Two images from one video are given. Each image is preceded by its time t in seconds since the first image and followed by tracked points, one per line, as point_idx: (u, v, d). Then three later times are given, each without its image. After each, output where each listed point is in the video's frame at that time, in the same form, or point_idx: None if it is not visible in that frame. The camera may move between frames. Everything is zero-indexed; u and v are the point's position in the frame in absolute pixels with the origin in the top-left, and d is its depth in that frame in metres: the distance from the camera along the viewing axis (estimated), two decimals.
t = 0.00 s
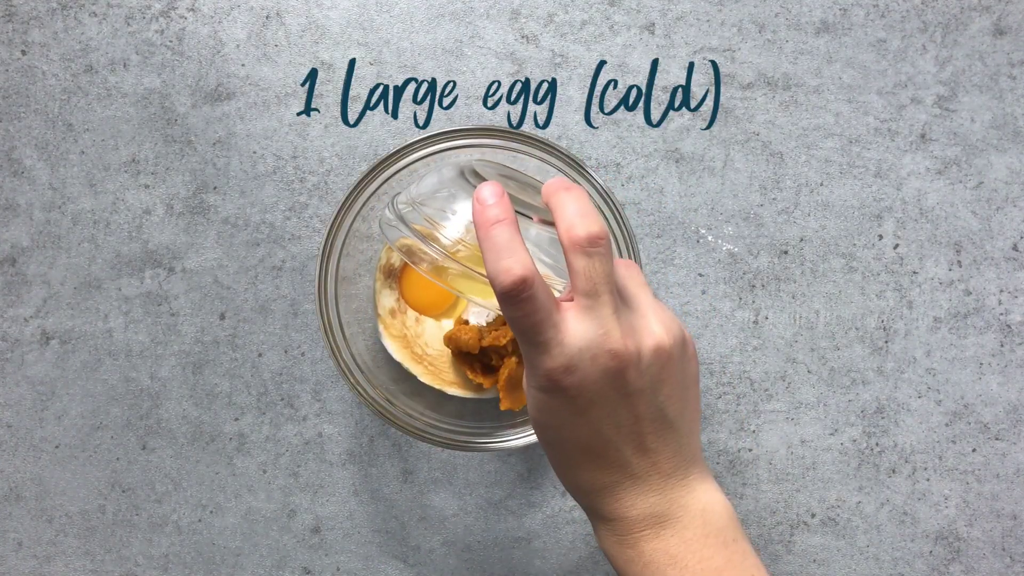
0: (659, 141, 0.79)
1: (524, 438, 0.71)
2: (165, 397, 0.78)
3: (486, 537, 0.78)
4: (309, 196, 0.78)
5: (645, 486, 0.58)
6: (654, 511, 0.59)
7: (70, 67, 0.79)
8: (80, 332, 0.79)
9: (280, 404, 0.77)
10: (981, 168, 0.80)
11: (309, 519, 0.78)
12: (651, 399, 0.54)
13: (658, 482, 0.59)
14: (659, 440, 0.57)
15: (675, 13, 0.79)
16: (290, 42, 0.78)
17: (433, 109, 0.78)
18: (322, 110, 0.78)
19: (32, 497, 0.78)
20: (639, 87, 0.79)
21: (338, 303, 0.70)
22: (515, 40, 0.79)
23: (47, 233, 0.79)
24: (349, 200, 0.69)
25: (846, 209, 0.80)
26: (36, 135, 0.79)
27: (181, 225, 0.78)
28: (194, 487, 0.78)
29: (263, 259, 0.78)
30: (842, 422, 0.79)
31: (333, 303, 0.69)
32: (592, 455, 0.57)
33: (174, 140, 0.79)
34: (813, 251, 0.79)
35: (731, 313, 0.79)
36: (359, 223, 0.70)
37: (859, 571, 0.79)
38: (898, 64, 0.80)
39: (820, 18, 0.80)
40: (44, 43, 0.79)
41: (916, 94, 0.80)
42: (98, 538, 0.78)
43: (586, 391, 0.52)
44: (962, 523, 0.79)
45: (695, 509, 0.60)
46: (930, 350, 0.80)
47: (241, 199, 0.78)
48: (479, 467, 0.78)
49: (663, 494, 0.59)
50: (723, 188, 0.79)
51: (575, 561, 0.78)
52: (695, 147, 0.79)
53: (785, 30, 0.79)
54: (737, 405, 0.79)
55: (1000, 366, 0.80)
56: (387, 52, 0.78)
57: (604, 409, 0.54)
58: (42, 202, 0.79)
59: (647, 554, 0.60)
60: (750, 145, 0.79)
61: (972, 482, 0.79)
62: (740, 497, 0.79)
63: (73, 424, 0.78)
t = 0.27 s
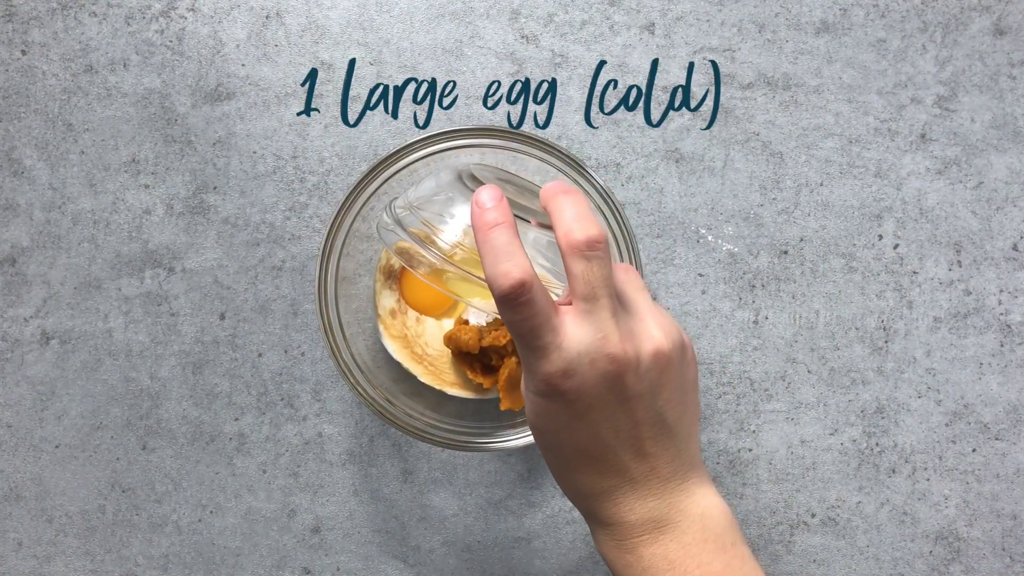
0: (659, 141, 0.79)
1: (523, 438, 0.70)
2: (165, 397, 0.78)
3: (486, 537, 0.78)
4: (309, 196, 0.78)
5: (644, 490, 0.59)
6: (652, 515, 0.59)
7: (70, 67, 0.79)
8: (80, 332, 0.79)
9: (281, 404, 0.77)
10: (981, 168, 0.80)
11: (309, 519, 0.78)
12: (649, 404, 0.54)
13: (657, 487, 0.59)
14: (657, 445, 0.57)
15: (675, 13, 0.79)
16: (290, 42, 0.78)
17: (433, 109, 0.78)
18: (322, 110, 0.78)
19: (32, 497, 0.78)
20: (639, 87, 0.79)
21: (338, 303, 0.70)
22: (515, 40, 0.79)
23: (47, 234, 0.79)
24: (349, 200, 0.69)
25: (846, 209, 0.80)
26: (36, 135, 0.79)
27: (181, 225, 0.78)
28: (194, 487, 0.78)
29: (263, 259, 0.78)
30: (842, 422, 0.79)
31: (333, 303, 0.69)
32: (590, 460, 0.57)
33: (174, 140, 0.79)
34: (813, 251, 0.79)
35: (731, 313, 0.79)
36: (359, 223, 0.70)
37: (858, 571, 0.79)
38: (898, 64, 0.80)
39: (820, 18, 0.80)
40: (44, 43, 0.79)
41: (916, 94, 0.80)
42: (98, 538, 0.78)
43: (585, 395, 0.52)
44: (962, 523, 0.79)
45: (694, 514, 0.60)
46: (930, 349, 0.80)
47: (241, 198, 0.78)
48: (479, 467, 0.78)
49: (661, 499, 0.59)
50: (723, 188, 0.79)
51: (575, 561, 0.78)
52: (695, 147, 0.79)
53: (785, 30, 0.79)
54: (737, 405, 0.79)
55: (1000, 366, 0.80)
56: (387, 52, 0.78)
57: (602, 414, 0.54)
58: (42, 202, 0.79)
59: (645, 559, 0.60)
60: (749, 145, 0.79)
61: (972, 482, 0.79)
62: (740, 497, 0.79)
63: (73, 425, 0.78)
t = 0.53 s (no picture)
0: (659, 141, 0.79)
1: (523, 438, 0.70)
2: (165, 397, 0.78)
3: (486, 537, 0.78)
4: (309, 196, 0.78)
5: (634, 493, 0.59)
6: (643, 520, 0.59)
7: (70, 67, 0.79)
8: (80, 332, 0.79)
9: (281, 404, 0.77)
10: (981, 168, 0.80)
11: (309, 519, 0.78)
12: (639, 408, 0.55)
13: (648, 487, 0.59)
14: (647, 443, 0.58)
15: (675, 13, 0.79)
16: (290, 42, 0.78)
17: (433, 109, 0.78)
18: (322, 110, 0.78)
19: (32, 497, 0.78)
20: (639, 87, 0.79)
21: (338, 303, 0.70)
22: (515, 40, 0.79)
23: (47, 234, 0.79)
24: (349, 200, 0.68)
25: (846, 210, 0.80)
26: (36, 135, 0.79)
27: (181, 225, 0.78)
28: (194, 487, 0.78)
29: (263, 259, 0.78)
30: (842, 422, 0.79)
31: (333, 304, 0.69)
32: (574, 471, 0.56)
33: (174, 140, 0.79)
34: (813, 251, 0.79)
35: (731, 313, 0.79)
36: (359, 223, 0.70)
37: (859, 571, 0.79)
38: (898, 64, 0.80)
39: (820, 18, 0.80)
40: (45, 44, 0.79)
41: (916, 94, 0.80)
42: (98, 538, 0.78)
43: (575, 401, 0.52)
44: (962, 523, 0.79)
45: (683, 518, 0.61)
46: (930, 350, 0.80)
47: (241, 199, 0.78)
48: (479, 467, 0.78)
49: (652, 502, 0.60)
50: (723, 188, 0.79)
51: (575, 561, 0.78)
52: (695, 147, 0.79)
53: (785, 29, 0.79)
54: (737, 405, 0.79)
55: (1000, 366, 0.80)
56: (387, 53, 0.78)
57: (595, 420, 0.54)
58: (42, 202, 0.79)
59: (640, 563, 0.60)
60: (749, 144, 0.79)
61: (972, 482, 0.79)
62: (740, 497, 0.79)
63: (73, 425, 0.78)
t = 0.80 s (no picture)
0: (659, 141, 0.79)
1: (522, 438, 0.71)
2: (165, 397, 0.78)
3: (486, 537, 0.78)
4: (309, 196, 0.78)
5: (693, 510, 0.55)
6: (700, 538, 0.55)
7: (70, 67, 0.79)
8: (80, 332, 0.78)
9: (281, 404, 0.77)
10: (981, 168, 0.80)
11: (309, 519, 0.78)
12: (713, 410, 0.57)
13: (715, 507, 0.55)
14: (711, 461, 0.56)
15: (675, 14, 0.79)
16: (290, 42, 0.78)
17: (433, 109, 0.78)
18: (322, 111, 0.78)
19: (32, 497, 0.78)
20: (639, 87, 0.79)
21: (338, 303, 0.69)
22: (515, 40, 0.79)
23: (46, 234, 0.79)
24: (349, 200, 0.68)
25: (846, 209, 0.80)
26: (36, 135, 0.79)
27: (181, 225, 0.78)
28: (194, 487, 0.78)
29: (263, 259, 0.78)
30: (842, 422, 0.79)
31: (333, 303, 0.69)
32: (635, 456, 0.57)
33: (174, 140, 0.79)
34: (813, 251, 0.79)
35: (731, 313, 0.79)
36: (360, 223, 0.70)
37: (859, 571, 0.79)
38: (898, 64, 0.80)
39: (820, 18, 0.80)
40: (45, 43, 0.79)
41: (916, 94, 0.80)
42: (98, 538, 0.78)
43: (658, 368, 0.56)
44: (962, 523, 0.79)
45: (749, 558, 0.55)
46: (930, 350, 0.80)
47: (241, 199, 0.78)
48: (479, 467, 0.78)
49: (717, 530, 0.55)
50: (723, 188, 0.79)
51: (575, 561, 0.78)
52: (695, 147, 0.79)
53: (785, 29, 0.79)
54: (737, 405, 0.79)
55: (1000, 366, 0.80)
56: (387, 53, 0.78)
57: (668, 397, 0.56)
58: (42, 202, 0.79)
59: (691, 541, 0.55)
60: (749, 144, 0.79)
61: (972, 482, 0.79)
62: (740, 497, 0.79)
63: (73, 425, 0.78)
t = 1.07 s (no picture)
0: (659, 141, 0.79)
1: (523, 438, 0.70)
2: (166, 397, 0.78)
3: (486, 537, 0.78)
4: (309, 196, 0.78)
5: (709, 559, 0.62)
6: None
7: (70, 67, 0.79)
8: (80, 332, 0.79)
9: (280, 404, 0.77)
10: (981, 168, 0.80)
11: (309, 519, 0.78)
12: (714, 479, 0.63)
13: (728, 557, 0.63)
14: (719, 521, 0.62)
15: (675, 14, 0.79)
16: (291, 43, 0.78)
17: (433, 109, 0.78)
18: (323, 111, 0.78)
19: (32, 497, 0.78)
20: (638, 87, 0.79)
21: (338, 302, 0.69)
22: (515, 40, 0.79)
23: (47, 234, 0.79)
24: (349, 200, 0.67)
25: (846, 209, 0.80)
26: (36, 136, 0.79)
27: (181, 225, 0.78)
28: (194, 487, 0.78)
29: (263, 259, 0.78)
30: (842, 422, 0.79)
31: (333, 303, 0.68)
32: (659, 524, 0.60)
33: (174, 140, 0.79)
34: (813, 251, 0.80)
35: (731, 313, 0.79)
36: (360, 223, 0.70)
37: (859, 571, 0.79)
38: (898, 64, 0.80)
39: (820, 18, 0.80)
40: (45, 44, 0.79)
41: (916, 94, 0.80)
42: (99, 538, 0.78)
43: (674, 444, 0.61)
44: (961, 523, 0.79)
45: None
46: (930, 350, 0.80)
47: (241, 198, 0.78)
48: (479, 467, 0.78)
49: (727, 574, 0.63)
50: (723, 188, 0.79)
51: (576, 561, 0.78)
52: (695, 147, 0.79)
53: (785, 30, 0.80)
54: (736, 405, 0.79)
55: (1000, 366, 0.80)
56: (387, 53, 0.79)
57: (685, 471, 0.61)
58: (42, 202, 0.79)
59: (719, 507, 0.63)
60: (749, 145, 0.79)
61: (972, 482, 0.79)
62: (740, 497, 0.79)
63: (74, 425, 0.79)
